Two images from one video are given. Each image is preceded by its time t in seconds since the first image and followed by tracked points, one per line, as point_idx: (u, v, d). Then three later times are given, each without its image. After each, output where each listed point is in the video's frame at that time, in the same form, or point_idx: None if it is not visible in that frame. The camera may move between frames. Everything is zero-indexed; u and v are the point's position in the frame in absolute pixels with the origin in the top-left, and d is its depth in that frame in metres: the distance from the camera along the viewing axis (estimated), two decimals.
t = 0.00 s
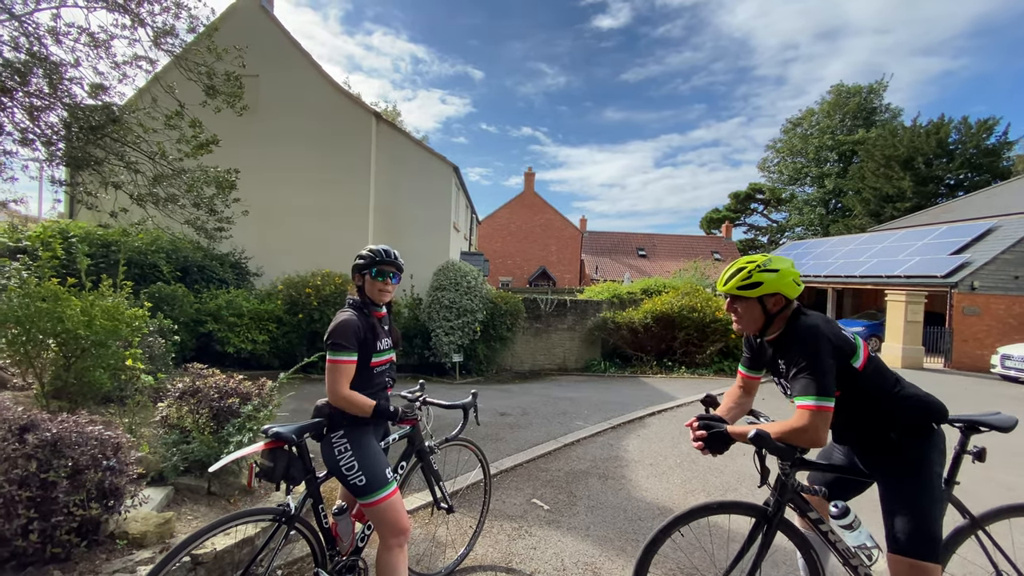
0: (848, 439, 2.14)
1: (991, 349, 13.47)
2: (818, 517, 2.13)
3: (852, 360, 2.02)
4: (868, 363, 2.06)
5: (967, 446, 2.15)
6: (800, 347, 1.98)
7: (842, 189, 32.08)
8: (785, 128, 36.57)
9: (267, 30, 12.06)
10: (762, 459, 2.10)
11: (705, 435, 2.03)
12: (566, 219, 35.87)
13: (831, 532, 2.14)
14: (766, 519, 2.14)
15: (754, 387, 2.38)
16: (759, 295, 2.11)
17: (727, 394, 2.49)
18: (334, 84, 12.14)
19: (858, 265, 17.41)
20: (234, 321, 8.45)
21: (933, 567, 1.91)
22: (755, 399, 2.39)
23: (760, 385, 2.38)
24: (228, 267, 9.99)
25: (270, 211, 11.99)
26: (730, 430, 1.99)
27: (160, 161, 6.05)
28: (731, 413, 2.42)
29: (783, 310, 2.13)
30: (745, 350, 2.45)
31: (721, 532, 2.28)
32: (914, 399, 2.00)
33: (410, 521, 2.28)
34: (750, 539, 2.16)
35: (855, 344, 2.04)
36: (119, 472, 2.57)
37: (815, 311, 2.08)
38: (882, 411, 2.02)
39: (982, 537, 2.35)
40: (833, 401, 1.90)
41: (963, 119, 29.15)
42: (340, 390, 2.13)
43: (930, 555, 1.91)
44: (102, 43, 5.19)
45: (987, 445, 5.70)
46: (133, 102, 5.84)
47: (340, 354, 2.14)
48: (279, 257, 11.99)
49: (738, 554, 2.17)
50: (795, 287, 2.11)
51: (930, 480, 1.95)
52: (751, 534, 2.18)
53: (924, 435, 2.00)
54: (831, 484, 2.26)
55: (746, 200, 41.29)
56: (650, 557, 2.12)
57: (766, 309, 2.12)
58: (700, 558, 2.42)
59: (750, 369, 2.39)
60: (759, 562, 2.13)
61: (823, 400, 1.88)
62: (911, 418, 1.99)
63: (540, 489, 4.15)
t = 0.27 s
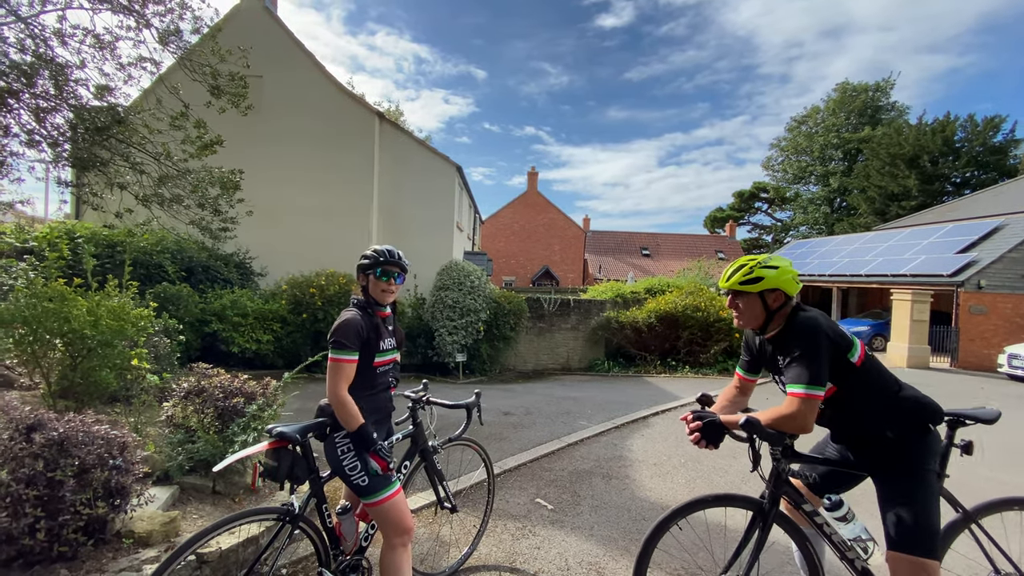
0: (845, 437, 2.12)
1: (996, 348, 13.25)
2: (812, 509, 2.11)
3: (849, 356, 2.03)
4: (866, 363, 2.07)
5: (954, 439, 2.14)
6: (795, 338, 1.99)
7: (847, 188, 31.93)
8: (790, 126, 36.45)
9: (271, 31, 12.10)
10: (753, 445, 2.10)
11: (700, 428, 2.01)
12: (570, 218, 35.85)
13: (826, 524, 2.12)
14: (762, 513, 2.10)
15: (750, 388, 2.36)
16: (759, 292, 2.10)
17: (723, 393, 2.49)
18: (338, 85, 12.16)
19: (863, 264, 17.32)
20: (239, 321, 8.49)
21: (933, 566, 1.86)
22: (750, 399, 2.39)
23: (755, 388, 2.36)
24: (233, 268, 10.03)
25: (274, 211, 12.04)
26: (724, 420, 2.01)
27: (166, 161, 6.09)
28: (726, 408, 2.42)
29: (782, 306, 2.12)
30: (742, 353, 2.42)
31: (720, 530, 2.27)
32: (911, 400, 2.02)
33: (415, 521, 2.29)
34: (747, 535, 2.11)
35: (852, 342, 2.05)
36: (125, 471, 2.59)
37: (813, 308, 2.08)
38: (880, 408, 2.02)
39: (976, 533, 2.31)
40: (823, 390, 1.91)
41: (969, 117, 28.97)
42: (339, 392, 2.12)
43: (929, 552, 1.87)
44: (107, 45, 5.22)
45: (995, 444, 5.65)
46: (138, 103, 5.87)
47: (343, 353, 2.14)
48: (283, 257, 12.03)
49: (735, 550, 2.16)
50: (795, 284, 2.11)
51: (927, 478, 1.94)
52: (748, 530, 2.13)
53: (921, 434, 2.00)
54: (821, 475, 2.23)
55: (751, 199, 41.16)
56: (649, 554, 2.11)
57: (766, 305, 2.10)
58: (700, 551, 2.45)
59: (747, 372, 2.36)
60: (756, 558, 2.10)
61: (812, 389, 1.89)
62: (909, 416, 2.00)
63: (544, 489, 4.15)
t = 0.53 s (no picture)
0: (847, 437, 2.11)
1: (1004, 348, 13.22)
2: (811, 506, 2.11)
3: (844, 352, 2.02)
4: (865, 361, 2.05)
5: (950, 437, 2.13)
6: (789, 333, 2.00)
7: (851, 187, 31.79)
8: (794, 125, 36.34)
9: (274, 32, 12.14)
10: (752, 442, 2.09)
11: (699, 425, 2.00)
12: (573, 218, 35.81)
13: (825, 521, 2.10)
14: (762, 510, 2.08)
15: (750, 389, 2.35)
16: (754, 290, 2.13)
17: (722, 393, 2.48)
18: (341, 86, 12.20)
19: (868, 263, 17.24)
20: (243, 321, 8.52)
21: (938, 565, 1.84)
22: (749, 399, 2.38)
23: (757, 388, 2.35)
24: (237, 268, 10.07)
25: (278, 211, 12.09)
26: (721, 416, 1.99)
27: (170, 162, 6.12)
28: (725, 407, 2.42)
29: (779, 304, 2.13)
30: (744, 355, 2.41)
31: (723, 528, 2.26)
32: (912, 398, 2.00)
33: (417, 521, 2.30)
34: (749, 532, 2.09)
35: (848, 339, 2.05)
36: (131, 471, 2.60)
37: (808, 305, 2.09)
38: (879, 407, 2.01)
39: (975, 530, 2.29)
40: (818, 383, 1.90)
41: (974, 115, 28.81)
42: (349, 391, 2.13)
43: (933, 552, 1.85)
44: (112, 46, 5.25)
45: (999, 444, 5.62)
46: (142, 105, 5.90)
47: (350, 354, 2.14)
48: (287, 257, 12.07)
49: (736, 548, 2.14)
50: (790, 283, 2.12)
51: (930, 478, 1.92)
52: (748, 527, 2.11)
53: (923, 433, 1.98)
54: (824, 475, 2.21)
55: (755, 199, 41.03)
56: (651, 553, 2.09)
57: (762, 303, 2.12)
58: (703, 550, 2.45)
59: (749, 372, 2.35)
60: (756, 555, 2.08)
61: (806, 381, 1.88)
62: (910, 414, 1.98)
63: (548, 489, 4.15)
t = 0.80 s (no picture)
0: (850, 437, 2.10)
1: (1009, 347, 13.14)
2: (813, 505, 2.10)
3: (842, 349, 2.01)
4: (864, 359, 2.05)
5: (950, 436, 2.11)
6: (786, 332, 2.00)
7: (855, 186, 31.66)
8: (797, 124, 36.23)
9: (277, 33, 12.17)
10: (753, 441, 2.08)
11: (700, 424, 2.00)
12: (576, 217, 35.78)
13: (828, 520, 2.10)
14: (764, 509, 2.07)
15: (753, 389, 2.33)
16: (751, 290, 2.13)
17: (724, 393, 2.47)
18: (343, 86, 12.22)
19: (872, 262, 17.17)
20: (247, 322, 8.54)
21: (943, 566, 1.83)
22: (751, 400, 2.37)
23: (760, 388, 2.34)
24: (241, 268, 10.10)
25: (282, 212, 12.13)
26: (721, 415, 1.99)
27: (174, 163, 6.15)
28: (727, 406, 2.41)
29: (777, 303, 2.13)
30: (748, 355, 2.40)
31: (726, 528, 2.25)
32: (914, 396, 1.98)
33: (420, 521, 2.29)
34: (752, 531, 2.08)
35: (846, 337, 2.04)
36: (136, 471, 2.60)
37: (805, 304, 2.09)
38: (880, 406, 2.00)
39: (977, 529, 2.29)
40: (815, 379, 1.90)
41: (979, 113, 28.66)
42: (353, 390, 2.13)
43: (937, 552, 1.84)
44: (116, 48, 5.27)
45: (1005, 443, 5.59)
46: (146, 106, 5.93)
47: (353, 353, 2.14)
48: (290, 258, 12.10)
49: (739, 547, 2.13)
50: (788, 282, 2.12)
51: (934, 477, 1.90)
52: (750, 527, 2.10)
53: (927, 432, 1.95)
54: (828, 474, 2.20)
55: (758, 198, 40.90)
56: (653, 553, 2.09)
57: (760, 302, 2.13)
58: (705, 550, 2.44)
59: (752, 373, 2.34)
60: (758, 553, 2.07)
61: (804, 377, 1.88)
62: (912, 413, 1.96)
63: (551, 489, 4.14)
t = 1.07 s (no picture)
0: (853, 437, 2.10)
1: (1014, 348, 13.07)
2: (816, 506, 2.09)
3: (845, 350, 2.00)
4: (867, 359, 2.04)
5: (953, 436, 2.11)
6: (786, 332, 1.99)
7: (859, 185, 31.56)
8: (800, 124, 36.14)
9: (280, 34, 12.20)
10: (755, 442, 2.08)
11: (702, 425, 1.99)
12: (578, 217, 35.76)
13: (831, 520, 2.10)
14: (767, 509, 2.06)
15: (756, 389, 2.33)
16: (752, 290, 2.13)
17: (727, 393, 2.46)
18: (346, 87, 12.25)
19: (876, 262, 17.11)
20: (250, 322, 8.56)
21: (948, 566, 1.82)
22: (755, 401, 2.36)
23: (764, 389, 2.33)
24: (244, 269, 10.13)
25: (285, 212, 12.16)
26: (724, 416, 1.98)
27: (178, 165, 6.17)
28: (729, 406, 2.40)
29: (778, 304, 2.13)
30: (751, 356, 2.40)
31: (729, 528, 2.24)
32: (916, 396, 1.98)
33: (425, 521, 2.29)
34: (755, 533, 2.07)
35: (848, 337, 2.03)
36: (139, 471, 2.61)
37: (808, 304, 2.08)
38: (883, 406, 1.99)
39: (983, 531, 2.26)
40: (817, 379, 1.89)
41: (983, 112, 28.53)
42: (354, 390, 2.13)
43: (941, 553, 1.83)
44: (120, 50, 5.29)
45: (1010, 444, 5.55)
46: (150, 108, 5.95)
47: (356, 353, 2.15)
48: (293, 258, 12.13)
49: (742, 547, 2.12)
50: (789, 284, 2.12)
51: (938, 477, 1.89)
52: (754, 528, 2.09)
53: (930, 432, 1.95)
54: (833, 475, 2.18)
55: (761, 198, 40.80)
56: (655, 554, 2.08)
57: (761, 303, 2.12)
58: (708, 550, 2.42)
59: (755, 373, 2.33)
60: (762, 554, 2.06)
61: (805, 377, 1.88)
62: (915, 413, 1.96)
63: (554, 489, 4.14)
